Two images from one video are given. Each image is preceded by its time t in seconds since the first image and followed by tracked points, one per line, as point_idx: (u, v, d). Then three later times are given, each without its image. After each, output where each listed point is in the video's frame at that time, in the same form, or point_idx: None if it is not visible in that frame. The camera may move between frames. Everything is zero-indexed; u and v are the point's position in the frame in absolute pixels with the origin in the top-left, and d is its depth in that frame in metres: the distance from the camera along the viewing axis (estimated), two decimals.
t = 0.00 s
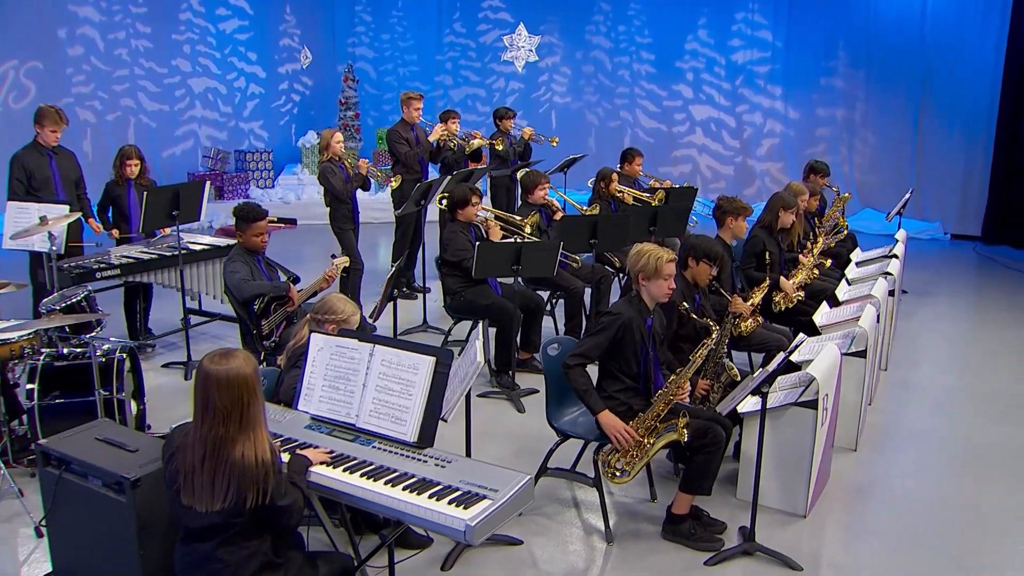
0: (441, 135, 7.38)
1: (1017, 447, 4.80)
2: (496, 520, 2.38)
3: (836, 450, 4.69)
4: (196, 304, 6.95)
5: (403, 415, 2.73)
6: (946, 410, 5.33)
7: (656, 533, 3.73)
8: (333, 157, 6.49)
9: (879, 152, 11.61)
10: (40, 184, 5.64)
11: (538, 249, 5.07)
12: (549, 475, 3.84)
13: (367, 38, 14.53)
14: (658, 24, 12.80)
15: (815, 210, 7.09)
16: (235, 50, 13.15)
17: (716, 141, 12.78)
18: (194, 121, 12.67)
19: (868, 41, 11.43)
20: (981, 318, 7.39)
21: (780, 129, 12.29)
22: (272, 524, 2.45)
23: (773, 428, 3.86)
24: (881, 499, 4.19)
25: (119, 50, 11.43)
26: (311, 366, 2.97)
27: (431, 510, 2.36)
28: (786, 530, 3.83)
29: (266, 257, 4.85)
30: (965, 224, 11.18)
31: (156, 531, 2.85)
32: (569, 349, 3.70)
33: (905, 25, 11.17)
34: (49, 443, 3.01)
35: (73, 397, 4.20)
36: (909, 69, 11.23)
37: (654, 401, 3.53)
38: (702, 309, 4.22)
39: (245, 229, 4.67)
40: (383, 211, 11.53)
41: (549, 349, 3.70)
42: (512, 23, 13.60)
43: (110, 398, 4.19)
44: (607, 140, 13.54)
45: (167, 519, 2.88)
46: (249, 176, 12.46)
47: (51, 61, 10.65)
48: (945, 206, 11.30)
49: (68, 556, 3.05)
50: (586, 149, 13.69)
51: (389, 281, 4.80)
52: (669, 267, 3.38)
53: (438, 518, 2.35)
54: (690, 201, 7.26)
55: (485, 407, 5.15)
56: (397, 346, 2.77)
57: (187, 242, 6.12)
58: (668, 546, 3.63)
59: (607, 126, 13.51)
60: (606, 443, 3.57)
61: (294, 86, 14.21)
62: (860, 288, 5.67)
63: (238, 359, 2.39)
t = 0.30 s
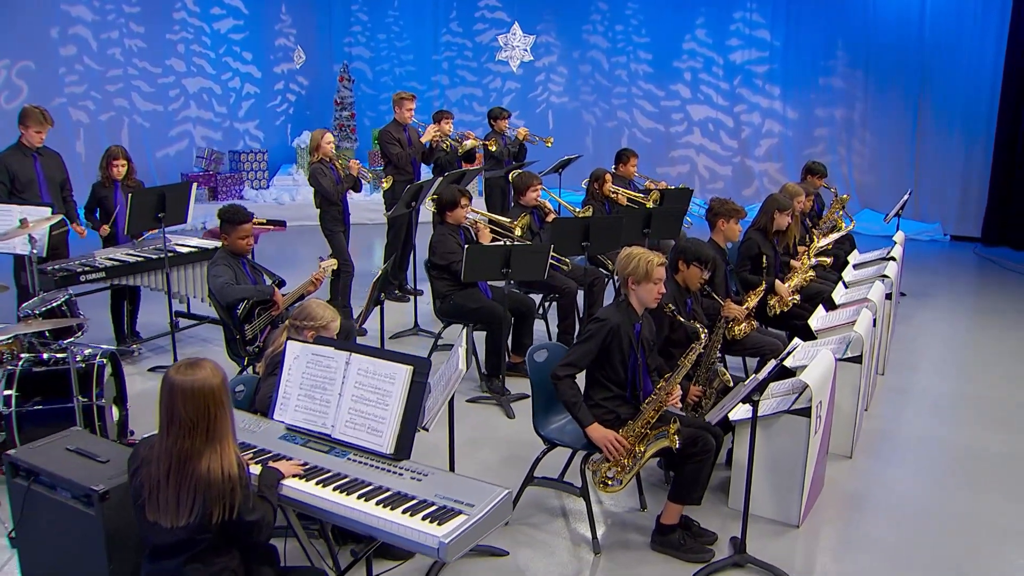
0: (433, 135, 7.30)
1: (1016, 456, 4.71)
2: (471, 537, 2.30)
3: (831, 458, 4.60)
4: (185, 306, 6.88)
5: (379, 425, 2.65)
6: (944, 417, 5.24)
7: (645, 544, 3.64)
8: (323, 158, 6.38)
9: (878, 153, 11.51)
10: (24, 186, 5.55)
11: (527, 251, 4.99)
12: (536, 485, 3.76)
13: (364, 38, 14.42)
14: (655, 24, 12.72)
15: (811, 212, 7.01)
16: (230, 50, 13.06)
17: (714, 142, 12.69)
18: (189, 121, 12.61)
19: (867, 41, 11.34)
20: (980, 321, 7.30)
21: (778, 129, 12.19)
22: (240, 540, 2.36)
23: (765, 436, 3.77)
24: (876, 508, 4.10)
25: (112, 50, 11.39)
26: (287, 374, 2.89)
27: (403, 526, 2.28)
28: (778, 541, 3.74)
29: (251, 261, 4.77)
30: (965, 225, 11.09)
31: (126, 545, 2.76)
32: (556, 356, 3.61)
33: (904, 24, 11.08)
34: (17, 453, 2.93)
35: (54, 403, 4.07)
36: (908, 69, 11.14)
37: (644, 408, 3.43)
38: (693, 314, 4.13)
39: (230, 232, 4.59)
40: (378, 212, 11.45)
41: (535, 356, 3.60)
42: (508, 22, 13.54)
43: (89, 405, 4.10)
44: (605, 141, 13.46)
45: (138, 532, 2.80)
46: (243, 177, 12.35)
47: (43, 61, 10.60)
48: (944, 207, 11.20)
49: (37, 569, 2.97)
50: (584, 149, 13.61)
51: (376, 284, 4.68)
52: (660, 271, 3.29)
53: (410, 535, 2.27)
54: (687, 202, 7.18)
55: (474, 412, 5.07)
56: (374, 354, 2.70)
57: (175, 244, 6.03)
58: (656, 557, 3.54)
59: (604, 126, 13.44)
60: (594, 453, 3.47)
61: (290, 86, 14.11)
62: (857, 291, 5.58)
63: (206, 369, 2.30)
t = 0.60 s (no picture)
0: (428, 136, 7.23)
1: (1017, 463, 4.62)
2: (445, 553, 2.22)
3: (827, 465, 4.51)
4: (176, 309, 6.81)
5: (355, 436, 2.57)
6: (944, 423, 5.14)
7: (634, 554, 3.55)
8: (315, 159, 6.28)
9: (880, 153, 11.40)
10: (10, 187, 5.48)
11: (520, 254, 4.90)
12: (525, 494, 3.67)
13: (364, 36, 14.40)
14: (656, 23, 12.64)
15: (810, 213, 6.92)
16: (227, 49, 12.98)
17: (715, 142, 12.60)
18: (186, 121, 12.55)
19: (869, 41, 11.23)
20: (980, 324, 7.21)
21: (779, 129, 12.09)
22: (206, 556, 2.28)
23: (758, 444, 3.69)
24: (874, 517, 4.00)
25: (109, 49, 11.34)
26: (263, 382, 2.82)
27: (375, 542, 2.21)
28: (771, 551, 3.65)
29: (238, 263, 4.68)
30: (967, 226, 10.99)
31: (95, 558, 2.68)
32: (544, 362, 3.52)
33: (905, 24, 10.98)
34: None
35: (35, 410, 4.04)
36: (910, 68, 11.03)
37: (635, 417, 3.33)
38: (685, 319, 4.04)
39: (217, 234, 4.52)
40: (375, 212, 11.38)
41: (522, 362, 3.51)
42: (507, 21, 13.48)
43: (71, 411, 4.02)
44: (605, 141, 13.37)
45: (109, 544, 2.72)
46: (241, 177, 12.20)
47: (39, 60, 10.55)
48: (946, 208, 11.11)
49: None
50: (584, 148, 13.53)
51: (365, 287, 4.51)
52: (651, 275, 3.19)
53: (382, 551, 2.19)
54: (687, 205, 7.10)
55: (465, 417, 4.99)
56: (351, 362, 2.62)
57: (164, 247, 5.96)
58: (646, 569, 3.45)
59: (605, 126, 13.35)
60: (583, 461, 3.39)
61: (289, 85, 14.03)
62: (857, 294, 5.48)
63: (172, 378, 2.21)
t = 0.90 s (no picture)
0: (422, 136, 7.13)
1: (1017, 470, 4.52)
2: (415, 569, 2.15)
3: (822, 472, 4.42)
4: (166, 310, 6.74)
5: (327, 447, 2.49)
6: (943, 429, 5.04)
7: (622, 565, 3.46)
8: (306, 159, 6.21)
9: (881, 153, 11.30)
10: None
11: (510, 255, 4.82)
12: (511, 503, 3.58)
13: (362, 36, 14.33)
14: (656, 23, 12.55)
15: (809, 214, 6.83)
16: (225, 48, 12.88)
17: (715, 142, 12.50)
18: (184, 121, 12.50)
19: (871, 41, 11.12)
20: (982, 327, 7.10)
21: (780, 129, 11.99)
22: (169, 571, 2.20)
23: (749, 452, 3.60)
24: (870, 527, 3.91)
25: (105, 49, 11.32)
26: (237, 391, 2.75)
27: (342, 558, 2.14)
28: (763, 562, 3.56)
29: (223, 266, 4.61)
30: (969, 227, 10.87)
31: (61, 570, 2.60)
32: (529, 368, 3.44)
33: (907, 23, 10.86)
34: None
35: (15, 413, 3.99)
36: (911, 67, 10.92)
37: (622, 426, 3.27)
38: (677, 324, 3.93)
39: (201, 237, 4.43)
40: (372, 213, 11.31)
41: (507, 368, 3.43)
42: (507, 20, 13.43)
43: (49, 416, 3.95)
44: (604, 141, 13.29)
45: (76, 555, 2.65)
46: (237, 177, 12.05)
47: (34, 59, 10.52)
48: (947, 208, 10.99)
49: None
50: (583, 148, 13.46)
51: (349, 289, 4.39)
52: (638, 282, 3.11)
53: (349, 567, 2.12)
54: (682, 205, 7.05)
55: (454, 422, 4.91)
56: (323, 371, 2.55)
57: (152, 248, 5.89)
58: None
59: (604, 126, 13.27)
60: (568, 471, 3.30)
61: (287, 85, 13.94)
62: (855, 297, 5.40)
63: (134, 389, 2.13)
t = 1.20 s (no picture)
0: (415, 136, 7.05)
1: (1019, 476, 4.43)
2: None
3: (815, 479, 4.33)
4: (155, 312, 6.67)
5: (296, 457, 2.42)
6: (941, 434, 4.95)
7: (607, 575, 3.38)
8: (296, 159, 6.12)
9: (882, 152, 11.19)
10: None
11: (498, 258, 4.73)
12: (492, 512, 3.50)
13: (360, 35, 14.34)
14: (654, 22, 12.47)
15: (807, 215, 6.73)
16: (222, 48, 12.82)
17: (715, 142, 12.41)
18: (180, 121, 12.45)
19: (871, 40, 11.02)
20: (982, 328, 7.00)
21: (780, 128, 11.89)
22: None
23: (738, 460, 3.52)
24: (863, 535, 3.83)
25: (100, 48, 11.28)
26: (206, 399, 2.67)
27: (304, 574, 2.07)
28: (752, 572, 3.47)
29: (206, 269, 4.53)
30: (970, 228, 10.75)
31: None
32: (512, 374, 3.36)
33: (907, 22, 10.76)
34: None
35: None
36: (911, 67, 10.82)
37: (603, 434, 3.20)
38: (663, 328, 3.87)
39: (183, 240, 4.36)
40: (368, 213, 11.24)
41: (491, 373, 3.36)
42: (505, 19, 13.38)
43: (25, 422, 3.87)
44: (603, 140, 13.21)
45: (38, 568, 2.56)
46: (233, 177, 11.95)
47: (29, 58, 10.48)
48: (947, 209, 10.88)
49: None
50: (581, 148, 13.39)
51: (334, 293, 4.31)
52: (619, 287, 3.08)
53: None
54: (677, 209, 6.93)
55: (442, 427, 4.83)
56: (292, 379, 2.48)
57: (139, 250, 5.82)
58: None
59: (603, 126, 13.19)
60: (550, 479, 3.22)
61: (284, 84, 13.86)
62: (851, 299, 5.32)
63: (90, 400, 2.04)
